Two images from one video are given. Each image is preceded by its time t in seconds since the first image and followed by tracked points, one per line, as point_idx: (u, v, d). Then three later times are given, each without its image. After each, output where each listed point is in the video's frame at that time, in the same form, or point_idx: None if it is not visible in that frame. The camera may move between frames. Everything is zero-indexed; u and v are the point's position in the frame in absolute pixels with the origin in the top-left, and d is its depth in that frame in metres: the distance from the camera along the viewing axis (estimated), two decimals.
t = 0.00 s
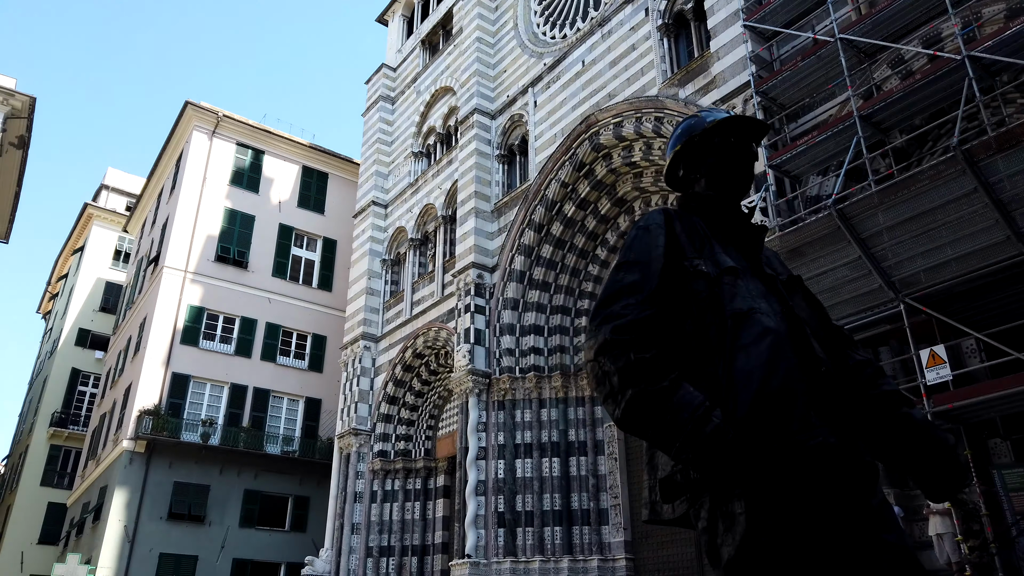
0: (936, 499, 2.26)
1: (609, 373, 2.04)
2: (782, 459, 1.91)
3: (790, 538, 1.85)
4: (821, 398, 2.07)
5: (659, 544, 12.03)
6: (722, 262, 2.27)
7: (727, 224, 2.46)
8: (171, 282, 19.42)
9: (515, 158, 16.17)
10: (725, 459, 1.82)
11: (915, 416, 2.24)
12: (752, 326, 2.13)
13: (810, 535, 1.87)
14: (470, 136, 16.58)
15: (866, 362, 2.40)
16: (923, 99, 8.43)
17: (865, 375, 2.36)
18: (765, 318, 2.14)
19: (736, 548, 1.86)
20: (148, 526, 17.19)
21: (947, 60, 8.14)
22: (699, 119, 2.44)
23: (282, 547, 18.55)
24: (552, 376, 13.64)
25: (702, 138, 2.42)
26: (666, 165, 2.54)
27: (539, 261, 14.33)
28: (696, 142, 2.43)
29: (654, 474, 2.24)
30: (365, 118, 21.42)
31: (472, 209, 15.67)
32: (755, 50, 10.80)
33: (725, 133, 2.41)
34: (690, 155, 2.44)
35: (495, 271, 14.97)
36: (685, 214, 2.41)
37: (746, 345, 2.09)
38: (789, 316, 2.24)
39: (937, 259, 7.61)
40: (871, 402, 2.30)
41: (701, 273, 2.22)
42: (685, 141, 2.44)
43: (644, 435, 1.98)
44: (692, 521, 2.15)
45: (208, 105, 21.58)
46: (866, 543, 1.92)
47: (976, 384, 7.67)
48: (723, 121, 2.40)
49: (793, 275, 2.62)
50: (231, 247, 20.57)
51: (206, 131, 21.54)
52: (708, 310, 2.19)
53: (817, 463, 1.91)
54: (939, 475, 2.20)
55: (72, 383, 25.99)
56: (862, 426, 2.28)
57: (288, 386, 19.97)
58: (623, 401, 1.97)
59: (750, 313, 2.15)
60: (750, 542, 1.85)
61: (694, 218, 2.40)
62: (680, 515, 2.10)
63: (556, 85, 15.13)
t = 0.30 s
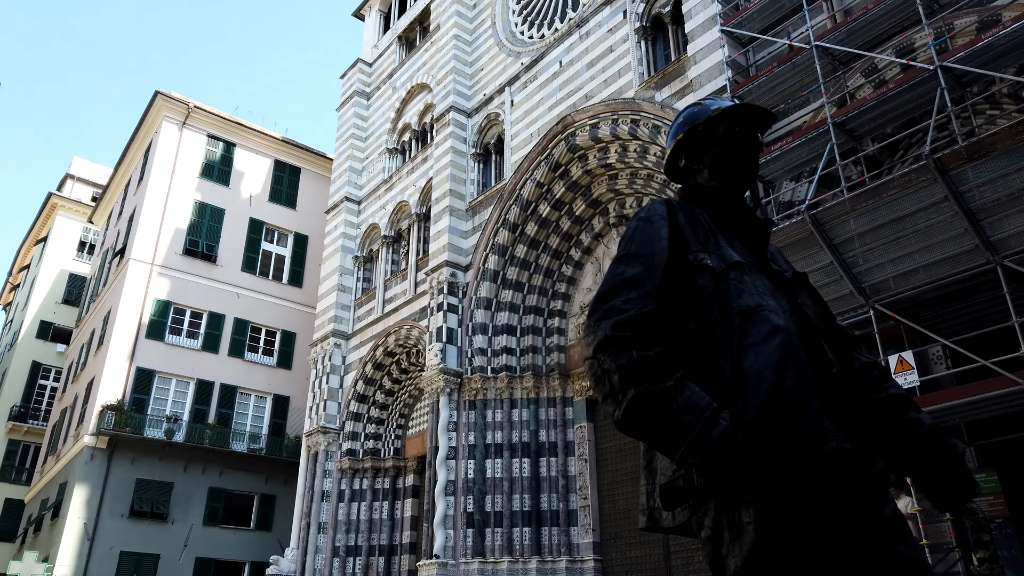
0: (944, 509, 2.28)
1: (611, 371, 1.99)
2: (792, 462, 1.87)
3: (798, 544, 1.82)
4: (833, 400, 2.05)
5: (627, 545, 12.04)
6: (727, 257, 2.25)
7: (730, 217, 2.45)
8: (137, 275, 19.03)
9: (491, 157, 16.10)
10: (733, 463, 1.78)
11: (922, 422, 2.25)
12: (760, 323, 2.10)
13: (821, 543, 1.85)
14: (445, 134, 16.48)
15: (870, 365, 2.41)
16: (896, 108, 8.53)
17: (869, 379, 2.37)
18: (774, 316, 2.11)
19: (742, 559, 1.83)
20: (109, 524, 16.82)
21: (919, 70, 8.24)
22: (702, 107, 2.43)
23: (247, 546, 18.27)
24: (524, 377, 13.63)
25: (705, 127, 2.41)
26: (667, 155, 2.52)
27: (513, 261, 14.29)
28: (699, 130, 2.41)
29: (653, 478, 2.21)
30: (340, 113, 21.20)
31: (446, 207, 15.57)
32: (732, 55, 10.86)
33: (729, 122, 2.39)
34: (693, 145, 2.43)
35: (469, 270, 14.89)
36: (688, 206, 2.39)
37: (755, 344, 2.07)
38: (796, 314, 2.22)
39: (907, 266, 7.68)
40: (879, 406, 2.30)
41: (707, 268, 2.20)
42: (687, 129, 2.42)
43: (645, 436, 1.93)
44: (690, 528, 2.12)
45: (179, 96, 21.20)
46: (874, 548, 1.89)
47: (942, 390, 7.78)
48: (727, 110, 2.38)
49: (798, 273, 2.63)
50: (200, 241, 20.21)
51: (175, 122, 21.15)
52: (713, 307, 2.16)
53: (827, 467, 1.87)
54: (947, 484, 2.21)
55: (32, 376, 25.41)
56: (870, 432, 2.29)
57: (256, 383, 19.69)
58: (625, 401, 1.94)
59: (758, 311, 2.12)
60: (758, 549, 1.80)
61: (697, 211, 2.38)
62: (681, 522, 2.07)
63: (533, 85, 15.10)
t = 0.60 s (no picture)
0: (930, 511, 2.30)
1: (599, 371, 1.98)
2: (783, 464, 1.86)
3: (786, 547, 1.82)
4: (824, 402, 2.04)
5: (601, 548, 12.05)
6: (716, 256, 2.25)
7: (717, 217, 2.46)
8: (107, 271, 18.72)
9: (470, 158, 16.09)
10: (721, 464, 1.78)
11: (907, 425, 2.27)
12: (750, 324, 2.10)
13: (810, 545, 1.86)
14: (424, 134, 16.43)
15: (856, 368, 2.42)
16: (870, 117, 8.64)
17: (855, 380, 2.38)
18: (765, 317, 2.11)
19: (731, 562, 1.82)
20: (75, 524, 16.51)
21: (894, 80, 8.36)
22: (691, 106, 2.42)
23: (217, 548, 18.02)
24: (500, 378, 13.62)
25: (695, 126, 2.40)
26: (655, 153, 2.53)
27: (490, 263, 14.28)
28: (688, 128, 2.41)
29: (639, 480, 2.20)
30: (318, 111, 21.05)
31: (424, 208, 15.52)
32: (711, 61, 10.94)
33: (718, 121, 2.39)
34: (681, 143, 2.43)
35: (446, 271, 14.85)
36: (678, 206, 2.38)
37: (743, 344, 2.06)
38: (785, 314, 2.22)
39: (879, 273, 7.76)
40: (864, 408, 2.32)
41: (696, 267, 2.20)
42: (676, 127, 2.42)
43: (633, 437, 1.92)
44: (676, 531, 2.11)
45: (154, 91, 20.90)
46: (860, 552, 1.90)
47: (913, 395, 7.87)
48: (715, 109, 2.37)
49: (786, 273, 2.64)
50: (173, 238, 19.93)
51: (150, 117, 20.85)
52: (702, 307, 2.16)
53: (818, 470, 1.87)
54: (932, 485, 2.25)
55: None
56: (858, 433, 2.29)
57: (229, 382, 19.46)
58: (611, 401, 1.93)
59: (747, 311, 2.13)
60: (747, 551, 1.81)
61: (686, 211, 2.38)
62: (669, 523, 2.05)
63: (513, 87, 15.11)
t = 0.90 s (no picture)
0: (901, 510, 2.33)
1: (576, 368, 1.98)
2: (758, 464, 1.87)
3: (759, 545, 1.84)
4: (799, 401, 2.05)
5: (575, 551, 12.07)
6: (695, 256, 2.27)
7: (696, 218, 2.47)
8: (79, 268, 18.41)
9: (449, 160, 16.07)
10: (696, 462, 1.79)
11: (879, 426, 2.30)
12: (727, 323, 2.11)
13: (783, 544, 1.87)
14: (404, 135, 16.40)
15: (830, 369, 2.45)
16: (845, 127, 8.75)
17: (829, 382, 2.41)
18: (741, 317, 2.13)
19: (705, 560, 1.84)
20: (41, 525, 16.18)
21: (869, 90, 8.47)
22: (673, 106, 2.44)
23: (186, 549, 17.78)
24: (476, 381, 13.61)
25: (675, 127, 2.42)
26: (635, 153, 2.54)
27: (468, 265, 14.27)
28: (669, 129, 2.42)
29: (614, 478, 2.20)
30: (296, 109, 20.90)
31: (403, 209, 15.47)
32: (690, 68, 11.02)
33: (698, 122, 2.40)
34: (662, 143, 2.44)
35: (424, 273, 14.80)
36: (657, 207, 2.40)
37: (721, 343, 2.07)
38: (762, 315, 2.24)
39: (852, 281, 7.86)
40: (837, 409, 2.34)
41: (674, 266, 2.22)
42: (657, 127, 2.43)
43: (608, 434, 1.92)
44: (652, 529, 2.11)
45: (130, 86, 20.61)
46: (831, 550, 1.93)
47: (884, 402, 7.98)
48: (696, 110, 2.39)
49: (763, 274, 2.67)
50: (147, 235, 19.66)
51: (125, 112, 20.56)
52: (680, 306, 2.17)
53: (792, 469, 1.88)
54: (902, 485, 2.28)
55: None
56: (831, 434, 2.32)
57: (201, 382, 19.24)
58: (589, 398, 1.93)
59: (724, 311, 2.13)
60: (719, 551, 1.82)
61: (666, 211, 2.40)
62: (644, 521, 2.06)
63: (493, 90, 15.13)
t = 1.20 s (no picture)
0: (861, 513, 2.35)
1: (542, 370, 1.99)
2: (718, 466, 1.88)
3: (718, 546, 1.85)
4: (760, 405, 2.07)
5: (551, 552, 12.10)
6: (661, 260, 2.28)
7: (666, 221, 2.49)
8: (51, 263, 18.11)
9: (430, 160, 16.05)
10: (655, 465, 1.80)
11: (839, 430, 2.32)
12: (691, 327, 2.12)
13: (741, 545, 1.88)
14: (385, 134, 16.34)
15: (793, 373, 2.47)
16: (822, 133, 8.85)
17: (792, 387, 2.43)
18: (705, 321, 2.14)
19: (664, 561, 1.85)
20: (9, 524, 15.89)
21: (845, 98, 8.57)
22: (642, 111, 2.45)
23: (158, 549, 17.58)
24: (454, 381, 13.60)
25: (645, 131, 2.43)
26: (606, 156, 2.55)
27: (448, 265, 14.26)
28: (638, 133, 2.43)
29: (578, 480, 2.21)
30: (276, 106, 20.75)
31: (382, 209, 15.40)
32: (670, 73, 11.09)
33: (667, 127, 2.41)
34: (631, 148, 2.45)
35: (403, 273, 14.76)
36: (625, 210, 2.41)
37: (684, 347, 2.09)
38: (725, 318, 2.25)
39: (826, 286, 7.95)
40: (799, 413, 2.37)
41: (640, 270, 2.23)
42: (626, 131, 2.44)
43: (571, 436, 1.93)
44: (614, 530, 2.12)
45: (106, 79, 20.32)
46: (788, 552, 1.94)
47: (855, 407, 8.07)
48: (665, 115, 2.40)
49: (728, 279, 2.69)
50: (122, 231, 19.40)
51: (101, 106, 20.27)
52: (644, 310, 2.18)
53: (751, 472, 1.90)
54: (862, 488, 2.30)
55: None
56: (791, 437, 2.34)
57: (176, 380, 19.04)
58: (553, 400, 1.94)
59: (688, 315, 2.15)
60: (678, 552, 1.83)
61: (634, 215, 2.41)
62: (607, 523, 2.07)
63: (474, 91, 15.12)
